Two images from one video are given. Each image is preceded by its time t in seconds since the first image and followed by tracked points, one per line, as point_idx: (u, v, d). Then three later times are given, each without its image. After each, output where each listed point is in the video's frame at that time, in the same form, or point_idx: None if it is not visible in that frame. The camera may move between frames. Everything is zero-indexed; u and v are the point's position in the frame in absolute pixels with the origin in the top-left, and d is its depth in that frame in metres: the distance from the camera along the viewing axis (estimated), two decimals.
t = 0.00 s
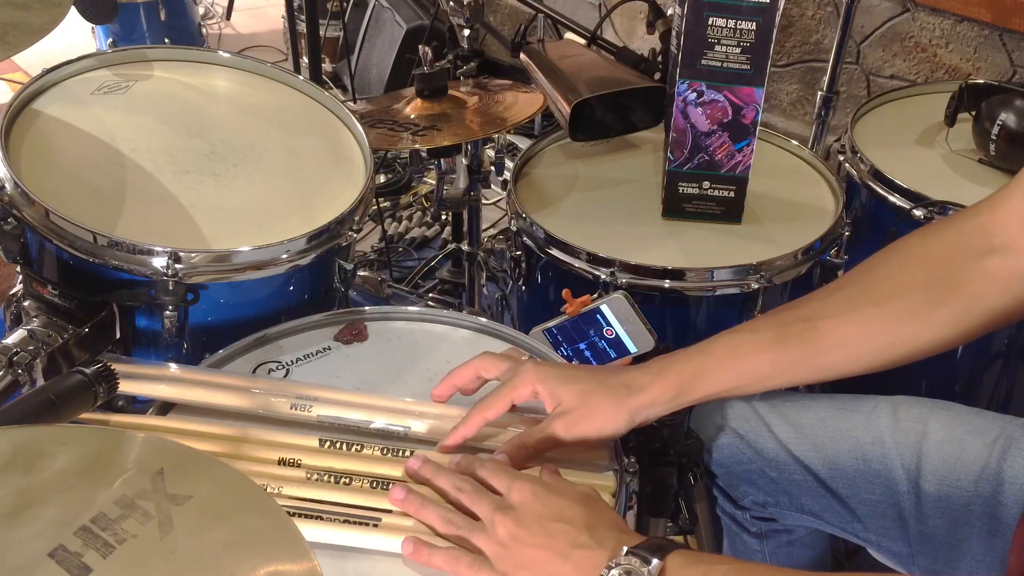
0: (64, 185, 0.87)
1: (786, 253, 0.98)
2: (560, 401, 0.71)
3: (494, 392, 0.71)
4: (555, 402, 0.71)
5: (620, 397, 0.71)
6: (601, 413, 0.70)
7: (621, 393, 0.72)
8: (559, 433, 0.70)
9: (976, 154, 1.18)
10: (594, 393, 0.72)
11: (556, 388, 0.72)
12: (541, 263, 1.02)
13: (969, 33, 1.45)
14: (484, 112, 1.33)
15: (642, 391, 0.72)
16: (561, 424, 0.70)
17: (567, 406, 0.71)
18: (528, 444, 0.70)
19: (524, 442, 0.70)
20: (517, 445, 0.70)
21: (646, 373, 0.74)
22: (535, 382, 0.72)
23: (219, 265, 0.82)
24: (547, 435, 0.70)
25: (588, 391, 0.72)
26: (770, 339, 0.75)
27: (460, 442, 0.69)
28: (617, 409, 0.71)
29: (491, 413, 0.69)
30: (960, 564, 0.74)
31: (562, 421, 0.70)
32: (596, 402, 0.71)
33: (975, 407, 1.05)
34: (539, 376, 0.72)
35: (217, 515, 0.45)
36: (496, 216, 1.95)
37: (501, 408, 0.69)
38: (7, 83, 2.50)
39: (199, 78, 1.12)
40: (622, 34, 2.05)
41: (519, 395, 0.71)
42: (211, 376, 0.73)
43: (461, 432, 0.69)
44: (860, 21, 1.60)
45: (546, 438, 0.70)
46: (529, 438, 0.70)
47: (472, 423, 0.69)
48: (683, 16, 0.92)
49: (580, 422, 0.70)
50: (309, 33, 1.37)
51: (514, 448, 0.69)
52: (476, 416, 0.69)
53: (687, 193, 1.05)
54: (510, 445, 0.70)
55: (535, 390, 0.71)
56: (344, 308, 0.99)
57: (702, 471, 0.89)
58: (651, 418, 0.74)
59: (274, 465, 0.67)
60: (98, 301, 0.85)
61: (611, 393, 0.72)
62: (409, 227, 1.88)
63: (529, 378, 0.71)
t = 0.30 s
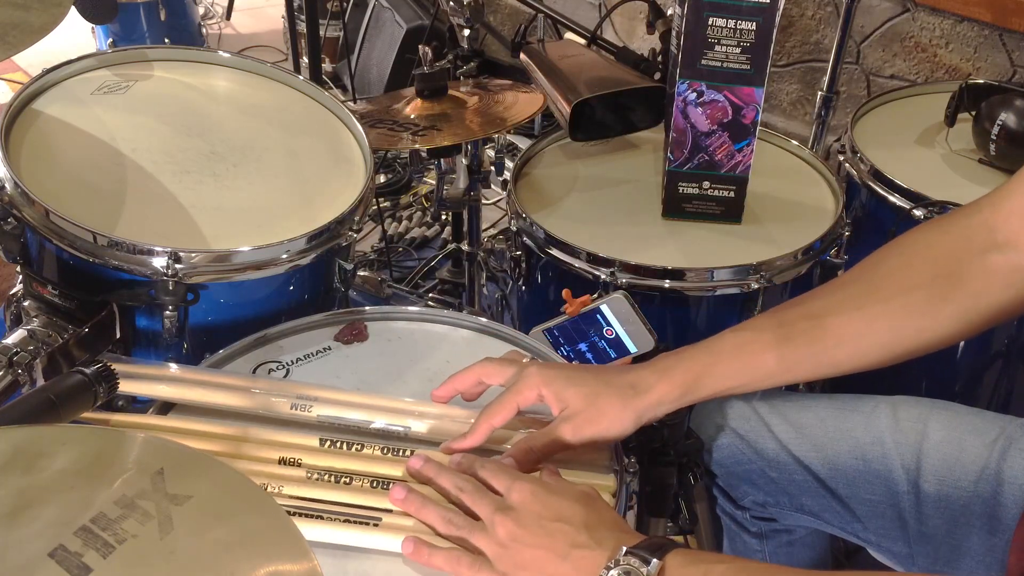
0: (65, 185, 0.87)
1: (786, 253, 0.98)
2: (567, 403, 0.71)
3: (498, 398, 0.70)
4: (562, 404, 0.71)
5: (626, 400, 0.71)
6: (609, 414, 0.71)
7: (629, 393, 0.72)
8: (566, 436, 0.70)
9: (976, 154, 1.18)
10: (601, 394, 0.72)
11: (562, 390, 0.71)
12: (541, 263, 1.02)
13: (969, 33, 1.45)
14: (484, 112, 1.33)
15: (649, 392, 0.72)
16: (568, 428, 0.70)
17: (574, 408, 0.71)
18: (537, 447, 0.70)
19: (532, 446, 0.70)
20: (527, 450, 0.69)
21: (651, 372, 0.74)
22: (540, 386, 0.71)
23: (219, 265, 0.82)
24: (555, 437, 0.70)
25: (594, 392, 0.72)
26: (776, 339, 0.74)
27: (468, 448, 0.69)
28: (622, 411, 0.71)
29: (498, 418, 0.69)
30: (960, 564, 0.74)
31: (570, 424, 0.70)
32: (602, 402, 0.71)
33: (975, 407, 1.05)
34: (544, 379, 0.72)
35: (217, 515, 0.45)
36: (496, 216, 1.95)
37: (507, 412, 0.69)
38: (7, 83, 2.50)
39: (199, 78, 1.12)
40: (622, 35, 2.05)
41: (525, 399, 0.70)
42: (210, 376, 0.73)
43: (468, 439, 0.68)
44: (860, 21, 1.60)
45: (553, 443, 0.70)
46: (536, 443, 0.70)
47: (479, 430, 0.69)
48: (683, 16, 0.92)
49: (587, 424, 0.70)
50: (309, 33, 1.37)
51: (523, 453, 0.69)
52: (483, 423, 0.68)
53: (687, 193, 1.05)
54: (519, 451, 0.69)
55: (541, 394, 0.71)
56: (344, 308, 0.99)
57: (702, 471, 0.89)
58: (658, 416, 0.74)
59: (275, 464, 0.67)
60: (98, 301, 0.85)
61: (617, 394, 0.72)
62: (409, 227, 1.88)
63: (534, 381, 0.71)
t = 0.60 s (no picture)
0: (65, 185, 0.87)
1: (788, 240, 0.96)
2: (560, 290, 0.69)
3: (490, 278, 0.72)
4: (546, 293, 0.69)
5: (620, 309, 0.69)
6: (593, 280, 0.69)
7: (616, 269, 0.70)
8: (549, 296, 0.69)
9: (976, 154, 1.18)
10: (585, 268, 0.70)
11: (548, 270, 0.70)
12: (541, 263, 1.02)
13: (969, 33, 1.45)
14: (484, 112, 1.33)
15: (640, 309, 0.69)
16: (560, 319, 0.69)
17: (552, 283, 0.69)
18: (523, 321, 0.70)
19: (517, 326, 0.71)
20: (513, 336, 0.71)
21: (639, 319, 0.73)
22: (526, 264, 0.71)
23: (219, 265, 0.82)
24: (539, 314, 0.70)
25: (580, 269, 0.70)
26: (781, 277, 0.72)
27: (461, 346, 0.71)
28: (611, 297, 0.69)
29: (484, 303, 0.70)
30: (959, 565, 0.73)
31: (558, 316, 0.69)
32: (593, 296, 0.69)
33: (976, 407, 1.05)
34: (532, 261, 0.71)
35: (216, 515, 0.45)
36: (496, 216, 1.95)
37: (493, 292, 0.70)
38: (7, 82, 2.50)
39: (199, 78, 1.12)
40: (622, 35, 2.05)
41: (510, 279, 0.71)
42: (210, 376, 0.73)
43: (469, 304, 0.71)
44: (860, 22, 1.60)
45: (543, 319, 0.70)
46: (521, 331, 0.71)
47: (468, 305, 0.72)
48: (683, 16, 0.92)
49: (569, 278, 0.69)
50: (309, 33, 1.37)
51: (509, 333, 0.71)
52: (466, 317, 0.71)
53: (687, 194, 1.04)
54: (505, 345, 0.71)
55: (526, 281, 0.71)
56: (344, 308, 0.99)
57: (702, 471, 0.88)
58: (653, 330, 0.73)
59: (275, 463, 0.67)
60: (98, 301, 0.85)
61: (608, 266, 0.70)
62: (409, 227, 1.88)
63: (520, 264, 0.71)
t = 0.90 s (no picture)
0: (65, 185, 0.87)
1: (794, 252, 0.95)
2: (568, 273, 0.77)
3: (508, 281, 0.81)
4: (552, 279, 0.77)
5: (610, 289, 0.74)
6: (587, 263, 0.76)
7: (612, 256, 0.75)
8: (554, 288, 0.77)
9: (976, 153, 1.18)
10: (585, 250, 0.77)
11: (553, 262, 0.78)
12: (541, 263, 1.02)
13: (969, 33, 1.45)
14: (484, 112, 1.33)
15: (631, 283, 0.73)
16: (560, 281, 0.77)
17: (563, 268, 0.77)
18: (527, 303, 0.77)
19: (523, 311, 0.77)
20: (516, 321, 0.77)
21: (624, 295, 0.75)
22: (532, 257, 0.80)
23: (218, 265, 0.82)
24: (536, 297, 0.77)
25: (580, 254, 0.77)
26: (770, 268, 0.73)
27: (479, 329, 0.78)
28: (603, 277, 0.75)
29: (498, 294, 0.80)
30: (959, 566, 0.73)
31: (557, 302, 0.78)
32: (593, 281, 0.75)
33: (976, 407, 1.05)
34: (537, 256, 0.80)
35: (216, 516, 0.45)
36: (496, 216, 1.95)
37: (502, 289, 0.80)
38: (7, 82, 2.50)
39: (199, 78, 1.12)
40: (622, 35, 2.05)
41: (517, 274, 0.80)
42: (210, 376, 0.73)
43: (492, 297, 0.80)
44: (860, 22, 1.60)
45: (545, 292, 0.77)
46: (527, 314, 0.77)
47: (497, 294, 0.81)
48: (683, 15, 0.92)
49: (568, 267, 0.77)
50: (309, 33, 1.37)
51: (512, 318, 0.77)
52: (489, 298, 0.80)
53: (688, 194, 1.04)
54: (509, 328, 0.77)
55: (530, 271, 0.79)
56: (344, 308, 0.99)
57: (702, 471, 0.89)
58: (649, 313, 0.76)
59: (275, 463, 0.67)
60: (98, 301, 0.85)
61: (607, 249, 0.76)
62: (409, 227, 1.88)
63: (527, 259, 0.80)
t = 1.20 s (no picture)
0: (65, 185, 0.87)
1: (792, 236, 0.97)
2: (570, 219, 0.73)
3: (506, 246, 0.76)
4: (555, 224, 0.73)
5: (626, 225, 0.72)
6: (598, 213, 0.72)
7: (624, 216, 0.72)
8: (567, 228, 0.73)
9: (976, 153, 1.18)
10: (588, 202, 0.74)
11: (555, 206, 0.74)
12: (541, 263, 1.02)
13: (969, 33, 1.45)
14: (484, 112, 1.33)
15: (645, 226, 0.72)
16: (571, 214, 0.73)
17: (568, 219, 0.73)
18: (546, 242, 0.74)
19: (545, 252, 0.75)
20: (540, 264, 0.75)
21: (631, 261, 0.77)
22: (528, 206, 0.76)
23: (218, 265, 0.82)
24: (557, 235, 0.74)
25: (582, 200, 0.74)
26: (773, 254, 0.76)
27: (508, 279, 0.76)
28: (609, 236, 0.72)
29: (502, 245, 0.76)
30: (959, 566, 0.73)
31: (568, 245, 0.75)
32: (603, 222, 0.72)
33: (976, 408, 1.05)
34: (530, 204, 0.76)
35: (216, 516, 0.45)
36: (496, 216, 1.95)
37: (504, 243, 0.75)
38: (7, 82, 2.50)
39: (199, 78, 1.12)
40: (622, 35, 2.05)
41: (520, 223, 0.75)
42: (210, 376, 0.73)
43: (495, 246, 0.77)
44: (860, 22, 1.60)
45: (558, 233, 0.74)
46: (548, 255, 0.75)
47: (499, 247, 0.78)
48: (683, 15, 0.93)
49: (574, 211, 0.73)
50: (309, 33, 1.37)
51: (537, 253, 0.75)
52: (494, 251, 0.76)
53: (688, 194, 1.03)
54: (534, 267, 0.75)
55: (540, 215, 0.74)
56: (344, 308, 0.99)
57: (702, 471, 0.89)
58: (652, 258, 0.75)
59: (275, 463, 0.67)
60: (98, 301, 0.85)
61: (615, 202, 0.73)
62: (409, 227, 1.88)
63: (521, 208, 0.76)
